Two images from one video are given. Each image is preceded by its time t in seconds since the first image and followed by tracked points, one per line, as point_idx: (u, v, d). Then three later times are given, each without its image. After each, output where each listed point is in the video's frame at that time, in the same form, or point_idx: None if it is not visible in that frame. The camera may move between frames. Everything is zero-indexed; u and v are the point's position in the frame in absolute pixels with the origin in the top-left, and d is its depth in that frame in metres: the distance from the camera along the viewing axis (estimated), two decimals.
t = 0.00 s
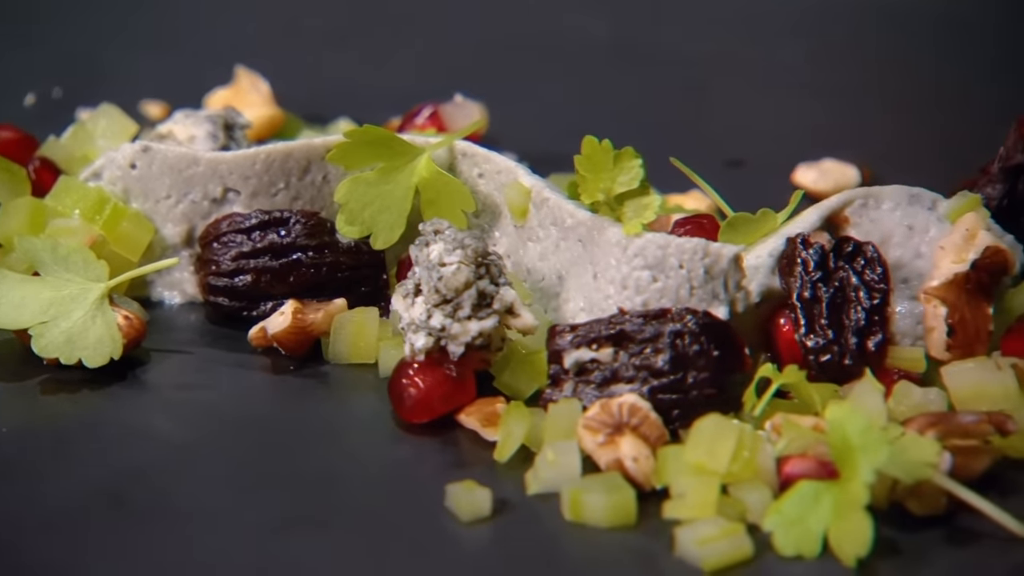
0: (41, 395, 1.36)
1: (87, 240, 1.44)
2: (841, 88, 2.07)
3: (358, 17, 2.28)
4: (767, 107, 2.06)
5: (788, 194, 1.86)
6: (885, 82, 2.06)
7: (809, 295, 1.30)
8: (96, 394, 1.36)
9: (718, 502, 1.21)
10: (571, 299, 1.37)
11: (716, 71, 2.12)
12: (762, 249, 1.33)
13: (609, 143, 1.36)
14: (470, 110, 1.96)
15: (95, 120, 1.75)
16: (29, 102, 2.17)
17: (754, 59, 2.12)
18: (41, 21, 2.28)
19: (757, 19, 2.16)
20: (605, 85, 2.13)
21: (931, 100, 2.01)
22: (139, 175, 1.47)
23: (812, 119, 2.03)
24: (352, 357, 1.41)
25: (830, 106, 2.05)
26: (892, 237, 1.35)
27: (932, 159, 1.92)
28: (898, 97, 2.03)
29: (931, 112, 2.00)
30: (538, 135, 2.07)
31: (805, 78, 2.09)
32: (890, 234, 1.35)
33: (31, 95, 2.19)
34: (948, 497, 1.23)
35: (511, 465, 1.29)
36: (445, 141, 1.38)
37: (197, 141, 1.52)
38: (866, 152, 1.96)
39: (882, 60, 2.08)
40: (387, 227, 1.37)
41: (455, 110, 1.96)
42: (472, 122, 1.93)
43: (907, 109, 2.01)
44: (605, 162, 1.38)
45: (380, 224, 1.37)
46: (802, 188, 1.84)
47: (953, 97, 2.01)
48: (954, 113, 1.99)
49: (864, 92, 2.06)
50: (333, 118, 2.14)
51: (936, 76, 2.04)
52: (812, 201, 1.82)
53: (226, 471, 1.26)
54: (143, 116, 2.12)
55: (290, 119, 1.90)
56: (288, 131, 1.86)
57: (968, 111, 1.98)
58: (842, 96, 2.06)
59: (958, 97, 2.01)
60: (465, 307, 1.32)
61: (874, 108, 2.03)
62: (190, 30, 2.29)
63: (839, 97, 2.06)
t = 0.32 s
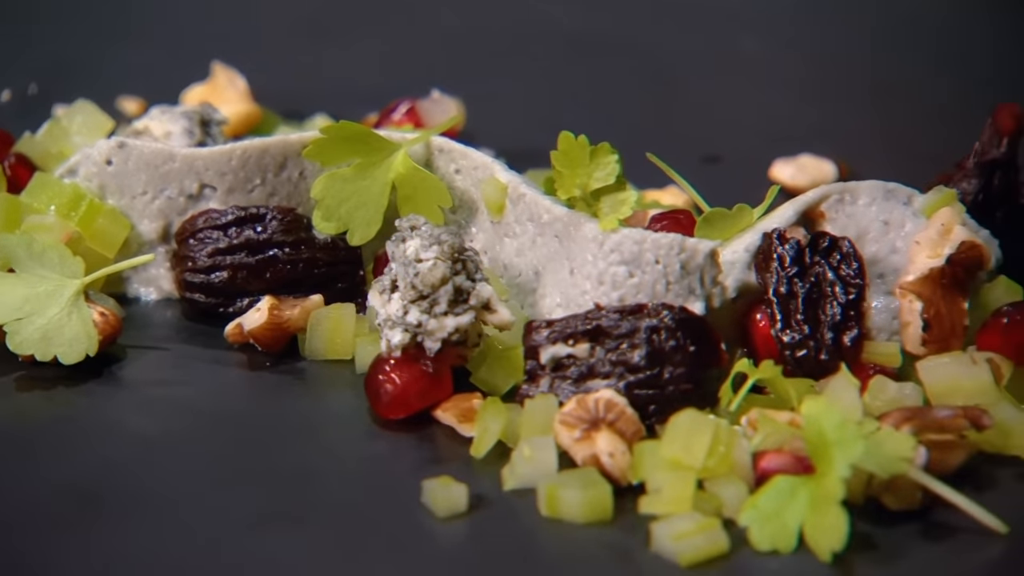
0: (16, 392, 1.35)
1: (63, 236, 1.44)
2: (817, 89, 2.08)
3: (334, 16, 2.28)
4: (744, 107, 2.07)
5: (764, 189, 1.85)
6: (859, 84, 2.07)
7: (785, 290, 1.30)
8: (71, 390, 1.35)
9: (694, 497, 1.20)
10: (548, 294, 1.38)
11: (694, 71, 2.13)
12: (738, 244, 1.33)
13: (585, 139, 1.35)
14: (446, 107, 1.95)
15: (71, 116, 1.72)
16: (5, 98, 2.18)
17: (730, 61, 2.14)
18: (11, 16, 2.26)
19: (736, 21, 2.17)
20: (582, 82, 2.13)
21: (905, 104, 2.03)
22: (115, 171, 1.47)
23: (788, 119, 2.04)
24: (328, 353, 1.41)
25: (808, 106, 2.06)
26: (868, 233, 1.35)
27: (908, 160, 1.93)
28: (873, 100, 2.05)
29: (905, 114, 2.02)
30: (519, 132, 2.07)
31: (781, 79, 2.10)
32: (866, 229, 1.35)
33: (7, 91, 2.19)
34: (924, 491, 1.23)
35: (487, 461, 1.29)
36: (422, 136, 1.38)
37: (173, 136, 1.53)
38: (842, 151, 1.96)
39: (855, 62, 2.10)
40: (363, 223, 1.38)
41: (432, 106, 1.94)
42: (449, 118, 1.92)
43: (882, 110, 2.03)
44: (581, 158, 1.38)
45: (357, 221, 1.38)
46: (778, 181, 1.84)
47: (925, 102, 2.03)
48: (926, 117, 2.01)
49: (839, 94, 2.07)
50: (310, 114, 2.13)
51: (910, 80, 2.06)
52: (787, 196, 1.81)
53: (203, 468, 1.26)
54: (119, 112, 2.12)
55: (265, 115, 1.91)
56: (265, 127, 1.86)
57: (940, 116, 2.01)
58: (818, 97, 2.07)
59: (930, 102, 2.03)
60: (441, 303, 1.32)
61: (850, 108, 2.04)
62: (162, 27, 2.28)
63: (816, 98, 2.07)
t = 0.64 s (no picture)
0: None
1: (36, 233, 1.45)
2: (794, 86, 2.09)
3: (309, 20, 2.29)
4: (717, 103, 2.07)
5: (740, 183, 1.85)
6: (833, 82, 2.08)
7: (759, 286, 1.30)
8: (44, 388, 1.35)
9: (668, 492, 1.20)
10: (522, 290, 1.38)
11: (672, 71, 2.14)
12: (712, 240, 1.33)
13: (559, 135, 1.35)
14: (421, 102, 2.00)
15: (44, 113, 1.74)
16: None
17: (706, 62, 2.14)
18: None
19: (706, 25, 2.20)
20: (558, 79, 2.14)
21: (877, 100, 2.04)
22: (88, 168, 1.47)
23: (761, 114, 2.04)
24: (303, 349, 1.41)
25: (783, 101, 2.06)
26: (842, 228, 1.35)
27: (884, 151, 1.93)
28: (843, 96, 2.06)
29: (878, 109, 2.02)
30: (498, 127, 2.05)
31: (752, 77, 2.11)
32: (840, 225, 1.35)
33: None
34: (897, 486, 1.23)
35: (461, 457, 1.29)
36: (396, 132, 1.38)
37: (147, 133, 1.55)
38: (817, 145, 1.96)
39: (829, 62, 2.12)
40: (338, 220, 1.37)
41: (407, 102, 1.99)
42: (425, 114, 1.95)
43: (855, 106, 2.03)
44: (555, 154, 1.37)
45: (331, 217, 1.37)
46: (750, 179, 1.84)
47: (898, 97, 2.04)
48: (899, 111, 2.01)
49: (809, 91, 2.07)
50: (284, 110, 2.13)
51: (880, 78, 2.08)
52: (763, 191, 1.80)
53: (176, 465, 1.25)
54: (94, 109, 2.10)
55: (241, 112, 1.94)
56: (240, 123, 1.89)
57: (915, 111, 2.01)
58: (792, 92, 2.08)
59: (904, 98, 2.04)
60: (416, 299, 1.32)
61: (821, 103, 2.05)
62: (135, 31, 2.28)
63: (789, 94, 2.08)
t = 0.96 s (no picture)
0: None
1: (8, 229, 1.44)
2: (774, 86, 2.09)
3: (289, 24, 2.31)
4: (695, 101, 2.08)
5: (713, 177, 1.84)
6: (814, 82, 2.09)
7: (733, 280, 1.30)
8: (16, 383, 1.35)
9: (641, 487, 1.20)
10: (496, 285, 1.37)
11: (654, 75, 2.15)
12: (686, 234, 1.34)
13: (531, 130, 1.34)
14: (395, 98, 1.95)
15: (17, 109, 1.73)
16: None
17: (687, 69, 2.16)
18: None
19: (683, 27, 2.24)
20: (537, 79, 2.14)
21: (852, 96, 2.04)
22: (61, 163, 1.47)
23: (738, 110, 2.04)
24: (277, 345, 1.42)
25: (760, 97, 2.07)
26: (815, 222, 1.36)
27: (864, 147, 1.92)
28: (819, 93, 2.06)
29: (854, 105, 2.02)
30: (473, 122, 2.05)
31: (729, 78, 2.13)
32: (813, 219, 1.36)
33: None
34: (870, 480, 1.23)
35: (435, 452, 1.28)
36: (370, 127, 1.37)
37: (120, 128, 1.58)
38: (792, 138, 1.96)
39: (810, 64, 2.12)
40: (312, 215, 1.37)
41: (382, 97, 1.94)
42: (398, 109, 1.93)
43: (831, 102, 2.04)
44: (528, 148, 1.36)
45: (305, 212, 1.37)
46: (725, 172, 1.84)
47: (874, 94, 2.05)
48: (875, 106, 2.02)
49: (786, 87, 2.08)
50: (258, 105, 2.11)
51: (855, 76, 2.09)
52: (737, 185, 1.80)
53: (149, 460, 1.25)
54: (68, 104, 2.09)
55: (215, 106, 1.95)
56: (213, 119, 1.91)
57: (891, 106, 2.02)
58: (768, 89, 2.08)
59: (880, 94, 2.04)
60: (389, 294, 1.32)
61: (798, 99, 2.05)
62: (114, 33, 2.28)
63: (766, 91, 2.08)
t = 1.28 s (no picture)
0: None
1: None
2: (757, 80, 2.09)
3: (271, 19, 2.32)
4: (676, 94, 2.08)
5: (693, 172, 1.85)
6: (797, 76, 2.09)
7: (712, 274, 1.31)
8: None
9: (621, 481, 1.19)
10: (475, 280, 1.38)
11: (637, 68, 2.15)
12: (666, 228, 1.34)
13: (512, 123, 1.35)
14: (376, 91, 1.97)
15: None
16: None
17: (671, 62, 2.16)
18: None
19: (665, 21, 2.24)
20: (520, 73, 2.15)
21: (832, 88, 2.05)
22: (40, 157, 1.48)
23: (719, 104, 2.05)
24: (256, 340, 1.41)
25: (742, 91, 2.07)
26: (795, 216, 1.36)
27: (846, 139, 1.92)
28: (802, 86, 2.07)
29: (834, 97, 2.03)
30: (456, 117, 2.05)
31: (711, 71, 2.13)
32: (793, 213, 1.36)
33: None
34: (849, 473, 1.21)
35: (415, 446, 1.28)
36: (349, 122, 1.38)
37: (100, 122, 1.62)
38: (772, 134, 1.96)
39: (792, 59, 2.13)
40: (292, 210, 1.38)
41: (361, 91, 1.96)
42: (378, 104, 1.94)
43: (812, 94, 2.04)
44: (508, 142, 1.36)
45: (285, 206, 1.38)
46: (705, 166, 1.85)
47: (855, 86, 2.05)
48: (856, 98, 2.02)
49: (767, 81, 2.09)
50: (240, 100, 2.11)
51: (837, 71, 2.09)
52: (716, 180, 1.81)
53: (130, 454, 1.25)
54: (48, 99, 2.09)
55: (195, 101, 1.96)
56: (193, 113, 1.92)
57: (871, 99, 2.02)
58: (749, 82, 2.09)
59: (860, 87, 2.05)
60: (369, 289, 1.32)
61: (778, 93, 2.06)
62: (96, 26, 2.28)
63: (746, 85, 2.09)
